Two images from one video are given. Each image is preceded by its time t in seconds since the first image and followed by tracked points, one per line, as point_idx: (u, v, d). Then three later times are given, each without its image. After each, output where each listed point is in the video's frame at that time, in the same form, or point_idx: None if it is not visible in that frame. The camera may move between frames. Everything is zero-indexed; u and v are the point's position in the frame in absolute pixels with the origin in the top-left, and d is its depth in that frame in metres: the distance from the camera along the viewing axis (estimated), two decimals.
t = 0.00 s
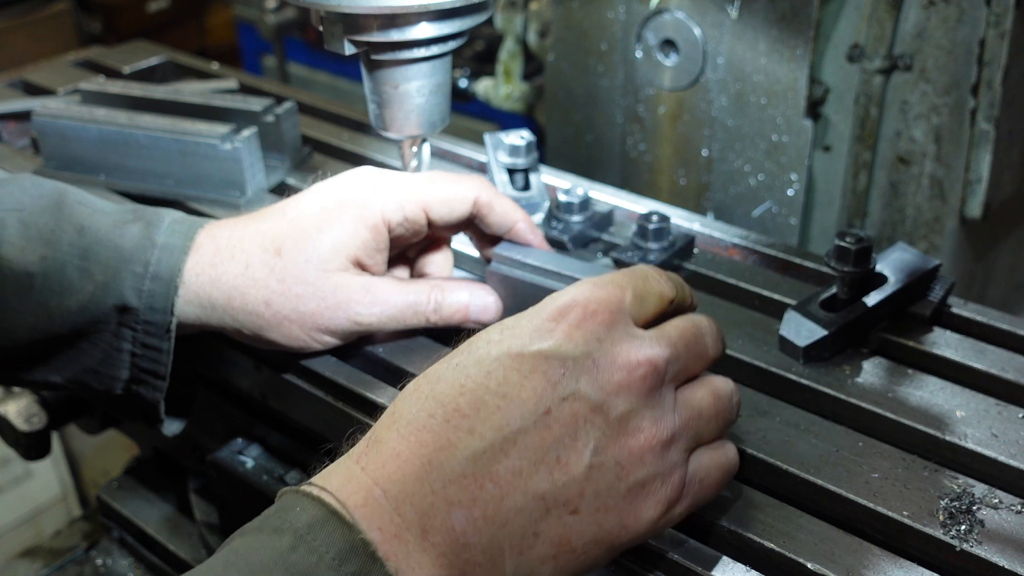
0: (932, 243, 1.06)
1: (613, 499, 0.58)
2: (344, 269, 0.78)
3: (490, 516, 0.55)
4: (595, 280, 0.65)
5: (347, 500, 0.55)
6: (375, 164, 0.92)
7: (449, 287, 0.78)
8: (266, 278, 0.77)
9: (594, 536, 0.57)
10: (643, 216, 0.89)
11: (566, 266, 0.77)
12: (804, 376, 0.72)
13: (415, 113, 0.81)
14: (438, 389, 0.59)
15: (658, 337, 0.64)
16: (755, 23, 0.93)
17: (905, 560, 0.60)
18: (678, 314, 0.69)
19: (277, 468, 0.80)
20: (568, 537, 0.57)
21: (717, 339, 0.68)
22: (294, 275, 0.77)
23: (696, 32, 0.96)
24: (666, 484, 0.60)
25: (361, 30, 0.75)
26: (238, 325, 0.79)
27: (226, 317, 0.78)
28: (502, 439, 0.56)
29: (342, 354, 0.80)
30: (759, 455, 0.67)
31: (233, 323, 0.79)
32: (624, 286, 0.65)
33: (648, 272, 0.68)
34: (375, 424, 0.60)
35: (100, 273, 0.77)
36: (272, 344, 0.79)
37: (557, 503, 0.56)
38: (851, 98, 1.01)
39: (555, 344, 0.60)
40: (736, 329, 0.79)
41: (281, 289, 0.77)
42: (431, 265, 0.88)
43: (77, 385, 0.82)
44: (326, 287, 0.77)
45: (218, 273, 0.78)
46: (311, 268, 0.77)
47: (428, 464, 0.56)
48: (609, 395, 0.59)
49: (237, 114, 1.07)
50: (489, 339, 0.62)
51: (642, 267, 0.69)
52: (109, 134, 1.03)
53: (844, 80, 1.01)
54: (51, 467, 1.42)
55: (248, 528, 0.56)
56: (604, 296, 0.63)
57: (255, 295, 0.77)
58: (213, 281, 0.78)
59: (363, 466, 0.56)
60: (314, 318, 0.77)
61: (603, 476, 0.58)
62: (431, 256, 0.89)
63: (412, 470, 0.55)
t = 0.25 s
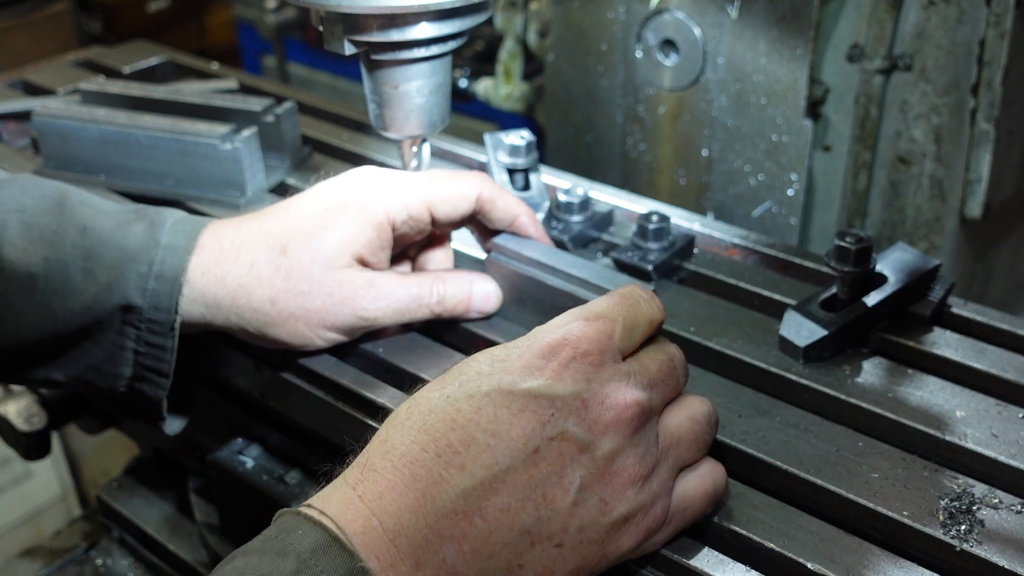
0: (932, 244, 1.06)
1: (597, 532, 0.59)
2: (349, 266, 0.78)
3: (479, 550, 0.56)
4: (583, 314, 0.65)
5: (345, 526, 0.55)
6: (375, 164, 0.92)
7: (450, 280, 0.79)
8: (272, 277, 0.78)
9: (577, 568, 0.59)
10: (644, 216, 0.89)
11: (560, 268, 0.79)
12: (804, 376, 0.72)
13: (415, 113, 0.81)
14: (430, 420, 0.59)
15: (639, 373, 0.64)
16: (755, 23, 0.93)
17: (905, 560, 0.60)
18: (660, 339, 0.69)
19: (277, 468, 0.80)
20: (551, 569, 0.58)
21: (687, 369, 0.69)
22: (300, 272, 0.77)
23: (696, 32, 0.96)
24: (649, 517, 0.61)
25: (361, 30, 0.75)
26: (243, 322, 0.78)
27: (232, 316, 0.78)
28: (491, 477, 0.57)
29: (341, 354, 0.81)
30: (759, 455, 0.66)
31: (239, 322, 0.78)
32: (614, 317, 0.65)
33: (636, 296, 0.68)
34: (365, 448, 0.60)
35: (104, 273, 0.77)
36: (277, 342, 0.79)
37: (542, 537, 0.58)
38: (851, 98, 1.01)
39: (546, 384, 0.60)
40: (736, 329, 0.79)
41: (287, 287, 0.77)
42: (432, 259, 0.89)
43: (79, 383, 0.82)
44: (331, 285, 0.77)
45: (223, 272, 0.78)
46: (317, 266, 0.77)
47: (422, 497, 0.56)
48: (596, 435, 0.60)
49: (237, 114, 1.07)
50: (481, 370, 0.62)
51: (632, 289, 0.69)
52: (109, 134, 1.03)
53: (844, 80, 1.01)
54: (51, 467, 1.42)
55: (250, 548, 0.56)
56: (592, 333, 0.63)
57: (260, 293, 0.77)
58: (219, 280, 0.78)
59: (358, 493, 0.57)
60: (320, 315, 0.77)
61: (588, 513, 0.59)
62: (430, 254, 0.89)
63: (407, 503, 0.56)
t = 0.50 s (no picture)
0: (932, 244, 1.06)
1: (596, 542, 0.59)
2: (350, 264, 0.78)
3: (478, 558, 0.56)
4: (582, 324, 0.65)
5: (349, 531, 0.55)
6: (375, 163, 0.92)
7: (451, 279, 0.79)
8: (273, 274, 0.77)
9: None
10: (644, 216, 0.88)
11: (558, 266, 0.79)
12: (804, 376, 0.72)
13: (415, 113, 0.81)
14: (431, 429, 0.60)
15: (638, 381, 0.64)
16: (755, 23, 0.93)
17: (905, 560, 0.60)
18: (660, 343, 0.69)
19: (277, 468, 0.80)
20: None
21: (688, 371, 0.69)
22: (301, 270, 0.77)
23: (696, 32, 0.96)
24: (648, 525, 0.60)
25: (361, 30, 0.75)
26: (244, 320, 0.78)
27: (233, 314, 0.78)
28: (490, 487, 0.57)
29: (341, 354, 0.81)
30: (758, 455, 0.66)
31: (240, 319, 0.78)
32: (614, 325, 0.65)
33: (637, 300, 0.68)
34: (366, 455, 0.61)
35: (106, 271, 0.77)
36: (278, 340, 0.79)
37: (540, 546, 0.58)
38: (852, 99, 1.01)
39: (543, 395, 0.60)
40: (736, 329, 0.79)
41: (288, 285, 0.77)
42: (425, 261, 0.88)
43: (80, 380, 0.82)
44: (332, 283, 0.77)
45: (225, 270, 0.78)
46: (318, 263, 0.77)
47: (422, 506, 0.56)
48: (594, 445, 0.60)
49: (237, 114, 1.07)
50: (481, 379, 0.62)
51: (633, 293, 0.69)
52: (110, 134, 1.03)
53: (844, 80, 1.00)
54: (51, 467, 1.42)
55: (257, 548, 0.56)
56: (590, 341, 0.63)
57: (262, 290, 0.77)
58: (220, 277, 0.78)
59: (360, 500, 0.57)
60: (320, 313, 0.77)
61: (587, 523, 0.59)
62: (428, 253, 0.89)
63: (407, 511, 0.56)
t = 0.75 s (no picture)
0: (932, 243, 1.06)
1: (593, 538, 0.59)
2: (349, 264, 0.78)
3: (476, 552, 0.57)
4: (584, 319, 0.65)
5: (348, 522, 0.56)
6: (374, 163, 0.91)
7: (450, 279, 0.79)
8: (272, 274, 0.77)
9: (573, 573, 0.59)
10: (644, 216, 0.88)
11: (558, 266, 0.79)
12: (804, 376, 0.72)
13: (415, 113, 0.81)
14: (432, 422, 0.60)
15: (639, 379, 0.64)
16: (756, 23, 0.93)
17: (905, 560, 0.60)
18: (659, 343, 0.69)
19: (277, 468, 0.80)
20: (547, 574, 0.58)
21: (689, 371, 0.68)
22: (300, 269, 0.77)
23: (696, 32, 0.96)
24: (646, 522, 0.60)
25: (361, 30, 0.75)
26: (243, 320, 0.78)
27: (232, 313, 0.78)
28: (489, 481, 0.58)
29: (340, 353, 0.80)
30: (758, 455, 0.66)
31: (238, 319, 0.78)
32: (614, 321, 0.65)
33: (637, 298, 0.67)
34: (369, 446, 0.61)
35: (105, 269, 0.77)
36: (277, 340, 0.78)
37: (538, 541, 0.58)
38: (852, 98, 1.00)
39: (544, 390, 0.60)
40: (736, 329, 0.79)
41: (287, 284, 0.77)
42: (416, 261, 0.88)
43: (80, 378, 0.81)
44: (331, 283, 0.77)
45: (224, 269, 0.78)
46: (317, 263, 0.77)
47: (421, 498, 0.57)
48: (593, 441, 0.60)
49: (236, 114, 1.07)
50: (482, 374, 0.62)
51: (633, 292, 0.68)
52: (109, 134, 1.03)
53: (844, 80, 0.99)
54: (51, 467, 1.42)
55: (257, 540, 0.57)
56: (592, 338, 0.63)
57: (260, 290, 0.77)
58: (219, 276, 0.78)
59: (360, 491, 0.57)
60: (319, 313, 0.77)
61: (584, 519, 0.59)
62: (425, 253, 0.88)
63: (407, 503, 0.57)
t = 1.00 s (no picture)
0: (932, 244, 1.06)
1: (593, 538, 0.59)
2: (348, 264, 0.78)
3: (476, 552, 0.57)
4: (583, 319, 0.65)
5: (349, 523, 0.56)
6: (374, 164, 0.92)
7: (450, 279, 0.79)
8: (271, 273, 0.77)
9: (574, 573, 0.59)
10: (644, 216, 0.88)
11: (558, 266, 0.79)
12: (804, 376, 0.72)
13: (415, 113, 0.81)
14: (431, 422, 0.60)
15: (639, 380, 0.63)
16: (756, 23, 0.93)
17: (905, 560, 0.60)
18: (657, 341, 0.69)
19: (277, 468, 0.80)
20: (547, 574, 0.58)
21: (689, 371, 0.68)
22: (299, 268, 0.77)
23: (696, 32, 0.96)
24: (646, 522, 0.60)
25: (361, 29, 0.75)
26: (243, 319, 0.78)
27: (231, 312, 0.78)
28: (488, 482, 0.58)
29: (340, 353, 0.81)
30: (758, 455, 0.66)
31: (237, 318, 0.78)
32: (612, 321, 0.65)
33: (636, 297, 0.67)
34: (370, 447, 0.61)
35: (104, 268, 0.77)
36: (275, 339, 0.78)
37: (537, 541, 0.58)
38: (852, 98, 1.00)
39: (543, 390, 0.60)
40: (736, 329, 0.79)
41: (286, 283, 0.77)
42: (416, 261, 0.88)
43: (80, 377, 0.81)
44: (330, 282, 0.77)
45: (223, 268, 0.78)
46: (316, 262, 0.77)
47: (420, 498, 0.57)
48: (592, 440, 0.60)
49: (236, 114, 1.07)
50: (482, 374, 0.62)
51: (632, 293, 0.68)
52: (109, 134, 1.03)
53: (844, 80, 0.99)
54: (51, 467, 1.42)
55: (256, 540, 0.57)
56: (591, 338, 0.63)
57: (259, 288, 0.77)
58: (218, 275, 0.78)
59: (360, 491, 0.58)
60: (318, 312, 0.77)
61: (584, 519, 0.59)
62: (425, 252, 0.88)
63: (406, 504, 0.57)
